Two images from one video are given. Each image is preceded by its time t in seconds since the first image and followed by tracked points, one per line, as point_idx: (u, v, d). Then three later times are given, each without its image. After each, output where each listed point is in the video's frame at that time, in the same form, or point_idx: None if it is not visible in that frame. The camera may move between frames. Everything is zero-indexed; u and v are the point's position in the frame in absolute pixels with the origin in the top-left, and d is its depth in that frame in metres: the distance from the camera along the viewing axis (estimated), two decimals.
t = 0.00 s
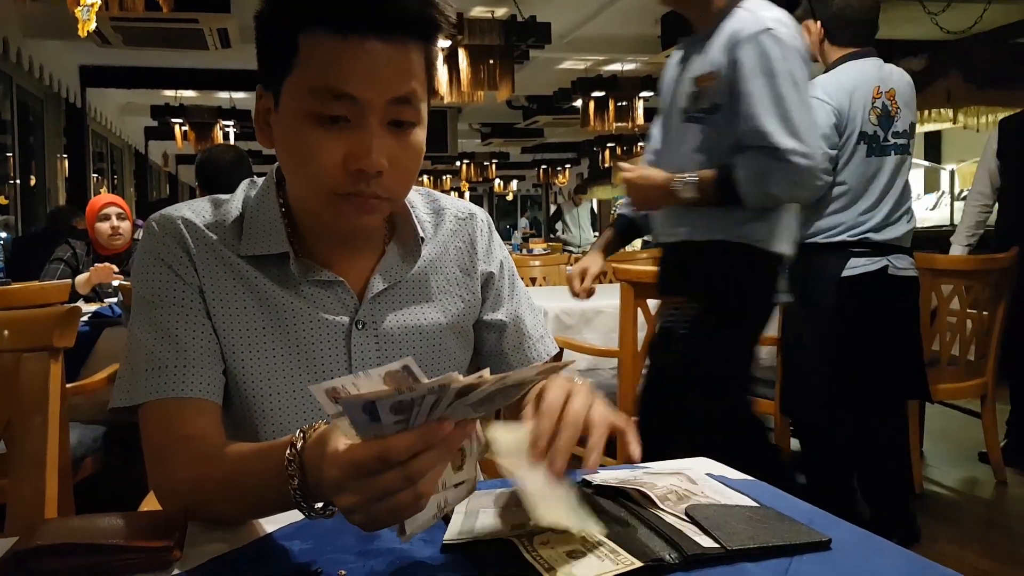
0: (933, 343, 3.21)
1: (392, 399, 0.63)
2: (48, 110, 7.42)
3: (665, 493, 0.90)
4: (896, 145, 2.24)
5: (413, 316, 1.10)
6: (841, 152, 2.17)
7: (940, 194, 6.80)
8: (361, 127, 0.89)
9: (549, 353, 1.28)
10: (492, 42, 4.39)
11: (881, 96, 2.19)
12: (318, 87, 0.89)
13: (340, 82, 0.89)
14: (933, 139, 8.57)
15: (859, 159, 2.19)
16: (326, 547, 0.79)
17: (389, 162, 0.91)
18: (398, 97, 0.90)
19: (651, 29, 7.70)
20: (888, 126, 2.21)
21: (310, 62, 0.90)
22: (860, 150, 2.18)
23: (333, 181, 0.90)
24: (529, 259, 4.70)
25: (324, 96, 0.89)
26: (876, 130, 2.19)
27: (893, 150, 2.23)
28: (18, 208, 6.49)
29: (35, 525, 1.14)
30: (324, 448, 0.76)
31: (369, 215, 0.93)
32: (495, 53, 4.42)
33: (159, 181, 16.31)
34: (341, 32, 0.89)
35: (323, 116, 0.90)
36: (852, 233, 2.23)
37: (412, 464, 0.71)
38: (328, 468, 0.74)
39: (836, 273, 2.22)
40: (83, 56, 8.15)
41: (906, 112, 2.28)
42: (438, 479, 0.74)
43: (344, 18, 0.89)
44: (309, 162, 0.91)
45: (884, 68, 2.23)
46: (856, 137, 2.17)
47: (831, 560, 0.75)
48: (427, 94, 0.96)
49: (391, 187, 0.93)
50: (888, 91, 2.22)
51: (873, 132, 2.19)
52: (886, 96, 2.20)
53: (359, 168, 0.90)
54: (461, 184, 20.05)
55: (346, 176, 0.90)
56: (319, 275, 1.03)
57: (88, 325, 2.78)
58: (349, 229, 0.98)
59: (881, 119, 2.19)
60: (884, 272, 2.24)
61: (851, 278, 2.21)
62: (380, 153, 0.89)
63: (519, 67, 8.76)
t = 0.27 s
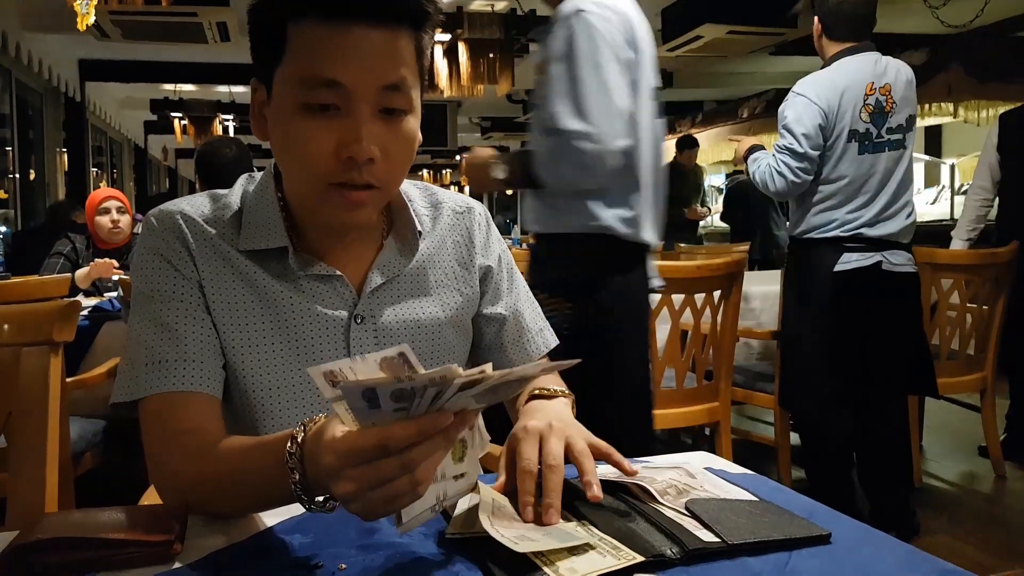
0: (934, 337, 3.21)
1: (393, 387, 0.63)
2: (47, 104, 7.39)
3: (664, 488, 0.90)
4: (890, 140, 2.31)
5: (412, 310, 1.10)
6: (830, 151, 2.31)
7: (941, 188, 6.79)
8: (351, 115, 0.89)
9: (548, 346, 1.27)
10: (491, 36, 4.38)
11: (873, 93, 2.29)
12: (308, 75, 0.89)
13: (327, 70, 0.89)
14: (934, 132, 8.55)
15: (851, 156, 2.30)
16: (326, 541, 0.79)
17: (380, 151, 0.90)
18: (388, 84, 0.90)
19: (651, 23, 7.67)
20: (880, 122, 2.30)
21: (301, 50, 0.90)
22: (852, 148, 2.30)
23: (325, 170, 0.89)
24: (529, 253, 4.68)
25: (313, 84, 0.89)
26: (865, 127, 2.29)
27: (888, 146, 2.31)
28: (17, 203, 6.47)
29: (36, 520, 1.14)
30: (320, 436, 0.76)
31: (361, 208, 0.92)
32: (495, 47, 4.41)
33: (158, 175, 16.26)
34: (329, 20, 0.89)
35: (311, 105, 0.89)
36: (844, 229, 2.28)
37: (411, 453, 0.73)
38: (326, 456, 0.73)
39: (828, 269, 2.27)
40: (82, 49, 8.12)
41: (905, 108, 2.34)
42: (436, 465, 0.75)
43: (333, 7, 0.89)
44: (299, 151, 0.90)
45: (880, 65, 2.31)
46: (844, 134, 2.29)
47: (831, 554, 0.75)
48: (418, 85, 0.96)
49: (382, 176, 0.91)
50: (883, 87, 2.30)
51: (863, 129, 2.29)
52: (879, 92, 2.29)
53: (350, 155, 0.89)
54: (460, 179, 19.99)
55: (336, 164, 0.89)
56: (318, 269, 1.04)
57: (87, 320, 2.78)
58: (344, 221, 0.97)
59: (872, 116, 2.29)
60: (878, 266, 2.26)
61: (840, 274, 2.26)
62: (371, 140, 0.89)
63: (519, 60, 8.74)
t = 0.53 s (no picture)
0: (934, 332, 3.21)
1: (362, 357, 0.63)
2: (46, 99, 7.38)
3: (664, 482, 0.90)
4: (890, 137, 2.31)
5: (411, 305, 1.10)
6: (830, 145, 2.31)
7: (941, 183, 6.79)
8: (345, 105, 0.89)
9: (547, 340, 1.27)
10: (491, 29, 4.36)
11: (875, 89, 2.28)
12: (302, 66, 0.89)
13: (321, 60, 0.89)
14: (934, 127, 8.54)
15: (850, 152, 2.29)
16: (326, 536, 0.80)
17: (375, 140, 0.90)
18: (380, 74, 0.90)
19: (652, 17, 7.65)
20: (881, 118, 2.30)
21: (294, 41, 0.90)
22: (851, 144, 2.30)
23: (319, 160, 0.89)
24: (529, 248, 4.68)
25: (307, 75, 0.89)
26: (866, 122, 2.29)
27: (888, 142, 2.31)
28: (16, 197, 6.46)
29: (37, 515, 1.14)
30: (301, 420, 0.75)
31: (355, 198, 0.92)
32: (495, 41, 4.40)
33: (158, 170, 16.24)
34: (323, 9, 0.89)
35: (306, 95, 0.89)
36: (843, 224, 2.28)
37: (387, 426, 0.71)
38: (306, 435, 0.73)
39: (827, 264, 2.27)
40: (81, 44, 8.09)
41: (907, 105, 2.33)
42: (417, 437, 0.73)
43: None
44: (294, 142, 0.90)
45: (882, 62, 2.30)
46: (844, 129, 2.29)
47: (830, 548, 0.76)
48: (413, 75, 0.96)
49: (377, 165, 0.91)
50: (884, 84, 2.30)
51: (863, 124, 2.29)
52: (880, 88, 2.29)
53: (345, 145, 0.89)
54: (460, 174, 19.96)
55: (330, 154, 0.89)
56: (317, 264, 1.04)
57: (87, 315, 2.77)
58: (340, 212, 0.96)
59: (873, 112, 2.29)
60: (875, 262, 2.26)
61: (838, 269, 2.25)
62: (365, 130, 0.89)
63: (519, 55, 8.72)
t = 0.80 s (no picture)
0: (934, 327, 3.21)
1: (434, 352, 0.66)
2: (46, 94, 7.36)
3: (664, 477, 0.90)
4: (889, 133, 2.31)
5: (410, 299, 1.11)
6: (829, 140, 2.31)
7: (941, 178, 6.78)
8: (359, 98, 0.89)
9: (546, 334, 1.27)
10: (491, 24, 4.35)
11: (875, 83, 2.28)
12: (315, 59, 0.89)
13: (335, 52, 0.88)
14: (935, 122, 8.54)
15: (849, 147, 2.30)
16: (326, 531, 0.80)
17: (388, 133, 0.90)
18: (394, 67, 0.89)
19: (652, 12, 7.64)
20: (881, 113, 2.30)
21: (306, 32, 0.89)
22: (850, 139, 2.30)
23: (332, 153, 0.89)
24: (529, 243, 4.68)
25: (321, 68, 0.89)
26: (866, 117, 2.29)
27: (887, 137, 2.31)
28: (16, 192, 6.45)
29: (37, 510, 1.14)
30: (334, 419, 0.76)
31: (365, 191, 0.92)
32: (496, 36, 4.40)
33: (157, 165, 16.21)
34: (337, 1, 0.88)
35: (320, 89, 0.89)
36: (840, 220, 2.28)
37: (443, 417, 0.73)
38: (358, 434, 0.74)
39: (825, 260, 2.26)
40: (80, 38, 8.08)
41: (907, 101, 2.33)
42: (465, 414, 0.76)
43: None
44: (306, 135, 0.90)
45: (883, 57, 2.30)
46: (843, 124, 2.29)
47: (830, 542, 0.76)
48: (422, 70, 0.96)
49: (390, 159, 0.91)
50: (885, 78, 2.29)
51: (863, 119, 2.29)
52: (881, 84, 2.28)
53: (359, 138, 0.88)
54: (460, 169, 19.94)
55: (344, 147, 0.89)
56: (318, 258, 1.04)
57: (87, 310, 2.78)
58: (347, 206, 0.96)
59: (873, 107, 2.29)
60: (873, 258, 2.25)
61: (836, 265, 2.25)
62: (379, 123, 0.88)
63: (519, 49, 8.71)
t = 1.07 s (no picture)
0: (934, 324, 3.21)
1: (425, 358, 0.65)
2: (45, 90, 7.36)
3: (664, 473, 0.90)
4: (889, 130, 2.30)
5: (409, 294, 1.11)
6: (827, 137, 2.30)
7: (942, 175, 6.78)
8: (375, 101, 0.88)
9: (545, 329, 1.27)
10: (492, 20, 4.35)
11: (874, 80, 2.27)
12: (332, 61, 0.88)
13: (353, 56, 0.88)
14: (935, 119, 8.53)
15: (847, 143, 2.29)
16: (326, 527, 0.80)
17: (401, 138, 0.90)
18: (410, 73, 0.89)
19: (653, 8, 7.63)
20: (881, 110, 2.29)
21: (322, 34, 0.88)
22: (849, 135, 2.29)
23: (346, 154, 0.88)
24: (529, 239, 4.68)
25: (338, 70, 0.88)
26: (865, 114, 2.28)
27: (886, 134, 2.30)
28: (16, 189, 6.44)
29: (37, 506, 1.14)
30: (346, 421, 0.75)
31: (377, 194, 0.92)
32: (496, 32, 4.39)
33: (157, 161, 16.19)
34: (356, 5, 0.88)
35: (335, 91, 0.88)
36: (838, 217, 2.28)
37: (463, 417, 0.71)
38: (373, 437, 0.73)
39: (823, 257, 2.26)
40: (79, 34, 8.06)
41: (908, 97, 2.32)
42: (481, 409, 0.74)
43: None
44: (319, 135, 0.89)
45: (883, 53, 2.29)
46: (841, 121, 2.28)
47: (831, 538, 0.76)
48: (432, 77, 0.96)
49: (401, 164, 0.91)
50: (885, 75, 2.29)
51: (861, 116, 2.28)
52: (880, 80, 2.28)
53: (375, 141, 0.88)
54: (460, 165, 19.92)
55: (358, 150, 0.89)
56: (317, 254, 1.03)
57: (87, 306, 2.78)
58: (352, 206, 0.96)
59: (872, 103, 2.28)
60: (872, 256, 2.25)
61: (835, 262, 2.25)
62: (395, 128, 0.88)
63: (519, 46, 8.70)
